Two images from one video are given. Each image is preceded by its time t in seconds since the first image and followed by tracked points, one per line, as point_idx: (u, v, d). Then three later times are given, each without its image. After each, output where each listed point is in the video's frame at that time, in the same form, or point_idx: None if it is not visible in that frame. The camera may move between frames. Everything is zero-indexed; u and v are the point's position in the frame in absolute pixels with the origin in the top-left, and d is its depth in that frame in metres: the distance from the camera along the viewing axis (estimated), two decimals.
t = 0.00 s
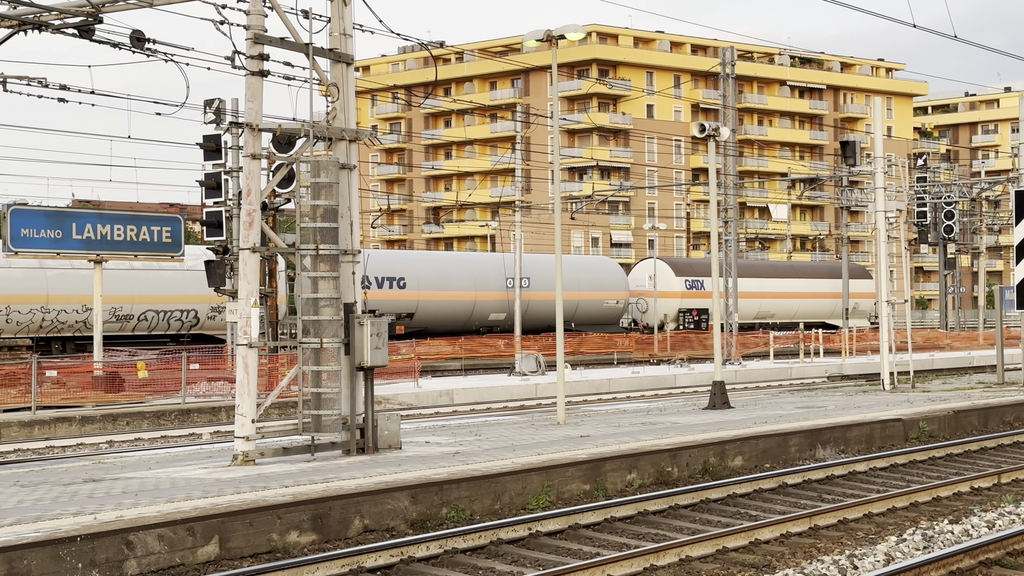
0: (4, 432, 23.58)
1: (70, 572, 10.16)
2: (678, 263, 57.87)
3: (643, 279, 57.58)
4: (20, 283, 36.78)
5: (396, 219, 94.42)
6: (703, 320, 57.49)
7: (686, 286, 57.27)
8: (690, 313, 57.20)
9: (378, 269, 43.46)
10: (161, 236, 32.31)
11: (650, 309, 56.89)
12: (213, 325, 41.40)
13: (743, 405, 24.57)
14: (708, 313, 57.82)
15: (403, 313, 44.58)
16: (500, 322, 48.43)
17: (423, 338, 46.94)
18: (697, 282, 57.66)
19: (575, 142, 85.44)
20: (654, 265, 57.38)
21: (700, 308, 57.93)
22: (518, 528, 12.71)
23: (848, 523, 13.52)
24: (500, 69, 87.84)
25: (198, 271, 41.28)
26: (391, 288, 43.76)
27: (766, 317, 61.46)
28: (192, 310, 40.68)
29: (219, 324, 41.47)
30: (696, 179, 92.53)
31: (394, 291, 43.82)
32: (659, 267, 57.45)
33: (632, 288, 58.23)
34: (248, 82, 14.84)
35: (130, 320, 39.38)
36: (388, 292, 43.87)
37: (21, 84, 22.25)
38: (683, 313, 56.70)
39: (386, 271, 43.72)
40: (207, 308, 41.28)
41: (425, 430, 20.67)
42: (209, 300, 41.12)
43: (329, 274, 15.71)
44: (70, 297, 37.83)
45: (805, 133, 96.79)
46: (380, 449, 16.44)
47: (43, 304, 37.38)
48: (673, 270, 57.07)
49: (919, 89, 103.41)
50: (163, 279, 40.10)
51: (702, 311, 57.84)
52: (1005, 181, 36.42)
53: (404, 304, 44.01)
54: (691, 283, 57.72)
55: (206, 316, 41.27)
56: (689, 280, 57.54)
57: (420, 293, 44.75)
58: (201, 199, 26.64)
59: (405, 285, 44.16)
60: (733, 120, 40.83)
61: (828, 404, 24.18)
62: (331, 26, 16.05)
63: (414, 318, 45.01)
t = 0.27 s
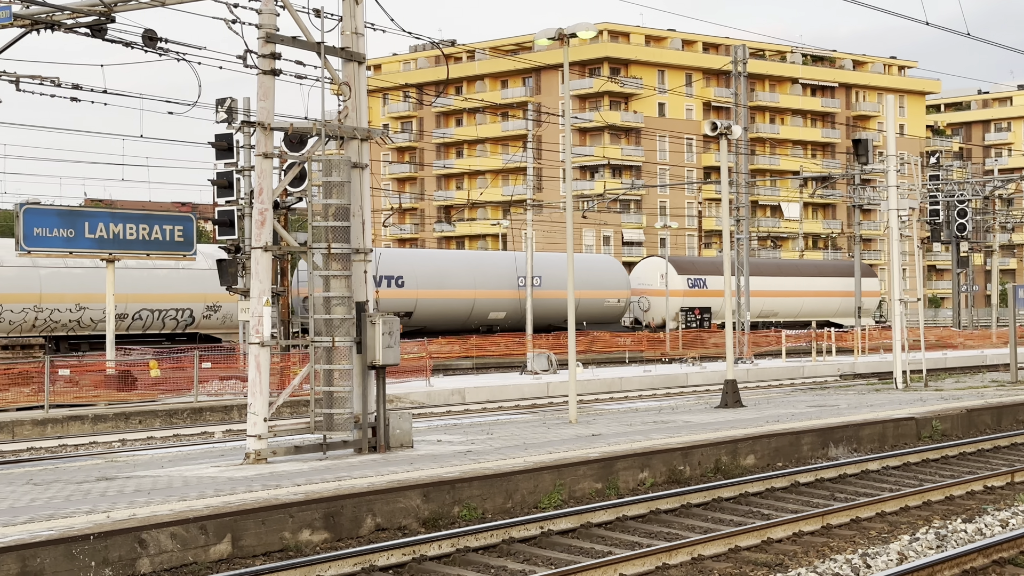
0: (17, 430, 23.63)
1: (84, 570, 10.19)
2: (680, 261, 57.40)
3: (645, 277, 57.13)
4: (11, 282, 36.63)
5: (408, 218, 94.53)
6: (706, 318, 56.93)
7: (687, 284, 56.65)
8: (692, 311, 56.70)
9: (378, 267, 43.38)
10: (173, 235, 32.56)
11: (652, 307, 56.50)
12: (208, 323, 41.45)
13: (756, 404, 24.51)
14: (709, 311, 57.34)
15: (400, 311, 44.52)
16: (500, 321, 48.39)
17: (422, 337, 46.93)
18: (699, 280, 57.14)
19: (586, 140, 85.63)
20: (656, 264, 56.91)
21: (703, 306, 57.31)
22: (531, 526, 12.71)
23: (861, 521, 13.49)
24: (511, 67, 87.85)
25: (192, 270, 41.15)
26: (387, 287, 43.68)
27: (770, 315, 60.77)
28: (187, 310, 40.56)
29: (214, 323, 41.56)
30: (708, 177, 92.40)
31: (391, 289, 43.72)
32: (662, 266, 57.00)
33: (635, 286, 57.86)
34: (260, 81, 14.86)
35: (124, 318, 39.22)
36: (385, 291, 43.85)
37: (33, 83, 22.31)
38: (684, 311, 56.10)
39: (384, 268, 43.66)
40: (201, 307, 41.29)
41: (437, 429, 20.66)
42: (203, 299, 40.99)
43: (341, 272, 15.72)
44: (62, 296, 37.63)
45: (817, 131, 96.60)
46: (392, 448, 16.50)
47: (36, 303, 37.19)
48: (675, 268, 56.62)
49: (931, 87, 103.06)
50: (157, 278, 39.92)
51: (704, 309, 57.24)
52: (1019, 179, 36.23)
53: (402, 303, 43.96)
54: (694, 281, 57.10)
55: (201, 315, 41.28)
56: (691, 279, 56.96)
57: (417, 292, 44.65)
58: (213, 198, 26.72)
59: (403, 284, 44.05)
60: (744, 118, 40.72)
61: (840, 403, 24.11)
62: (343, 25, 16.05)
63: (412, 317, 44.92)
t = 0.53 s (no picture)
0: (30, 429, 23.69)
1: (96, 569, 10.22)
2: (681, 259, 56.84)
3: (646, 276, 56.22)
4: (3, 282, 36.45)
5: (418, 217, 94.63)
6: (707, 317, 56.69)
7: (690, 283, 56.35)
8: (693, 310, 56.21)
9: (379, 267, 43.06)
10: (184, 234, 32.62)
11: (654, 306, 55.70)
12: (203, 323, 40.75)
13: (767, 403, 24.47)
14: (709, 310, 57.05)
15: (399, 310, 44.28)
16: (499, 319, 48.33)
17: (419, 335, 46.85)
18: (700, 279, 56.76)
19: (597, 139, 85.84)
20: (659, 262, 56.10)
21: (703, 306, 57.11)
22: (542, 526, 12.71)
23: (873, 521, 13.47)
24: (522, 66, 87.79)
25: (187, 269, 40.47)
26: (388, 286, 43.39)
27: (772, 314, 60.11)
28: (182, 310, 39.89)
29: (209, 322, 40.91)
30: (718, 176, 92.28)
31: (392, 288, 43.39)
32: (663, 264, 56.21)
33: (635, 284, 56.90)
34: (271, 80, 14.88)
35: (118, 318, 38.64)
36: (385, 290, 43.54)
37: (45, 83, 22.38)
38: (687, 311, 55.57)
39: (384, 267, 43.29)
40: (196, 306, 40.61)
41: (449, 428, 20.66)
42: (198, 299, 40.29)
43: (351, 272, 15.73)
44: (55, 295, 37.43)
45: (828, 130, 96.46)
46: (403, 447, 16.52)
47: (28, 302, 37.08)
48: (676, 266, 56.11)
49: (943, 86, 102.76)
50: (151, 277, 39.23)
51: (705, 308, 57.08)
52: None
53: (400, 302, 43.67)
54: (695, 280, 56.73)
55: (196, 315, 40.58)
56: (692, 278, 56.64)
57: (416, 290, 44.35)
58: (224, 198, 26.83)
59: (402, 282, 43.77)
60: (755, 117, 40.65)
61: (853, 402, 24.06)
62: (354, 25, 16.07)
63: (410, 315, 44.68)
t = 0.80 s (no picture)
0: (42, 428, 23.75)
1: (108, 568, 10.25)
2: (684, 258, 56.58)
3: (647, 275, 56.21)
4: None
5: (430, 216, 94.73)
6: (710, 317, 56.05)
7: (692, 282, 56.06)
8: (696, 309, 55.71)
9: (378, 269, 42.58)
10: (196, 234, 32.69)
11: (655, 305, 55.59)
12: (198, 323, 39.95)
13: (779, 402, 24.44)
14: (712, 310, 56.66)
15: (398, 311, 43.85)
16: (498, 318, 47.87)
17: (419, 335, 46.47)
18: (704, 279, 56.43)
19: (608, 138, 86.25)
20: (660, 261, 56.19)
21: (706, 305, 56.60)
22: (553, 525, 12.70)
23: (885, 520, 13.44)
24: (533, 65, 87.74)
25: (182, 268, 39.82)
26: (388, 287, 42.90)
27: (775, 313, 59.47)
28: (176, 309, 39.20)
29: (204, 322, 40.05)
30: (730, 175, 92.16)
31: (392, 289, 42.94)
32: (664, 263, 56.25)
33: (636, 284, 56.94)
34: (283, 80, 14.91)
35: (111, 317, 38.12)
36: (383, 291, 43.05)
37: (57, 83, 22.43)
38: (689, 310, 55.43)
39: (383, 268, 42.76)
40: (192, 306, 39.83)
41: (460, 427, 20.68)
42: (193, 298, 39.58)
43: (363, 271, 15.74)
44: (48, 295, 36.94)
45: (840, 129, 96.32)
46: (414, 446, 16.54)
47: (21, 302, 36.61)
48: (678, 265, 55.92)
49: (955, 84, 102.41)
50: (145, 276, 38.69)
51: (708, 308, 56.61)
52: None
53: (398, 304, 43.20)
54: (697, 280, 56.24)
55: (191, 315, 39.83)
56: (694, 277, 56.18)
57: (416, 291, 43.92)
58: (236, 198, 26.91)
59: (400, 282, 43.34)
60: (766, 116, 40.58)
61: (864, 401, 24.01)
62: (365, 24, 16.09)
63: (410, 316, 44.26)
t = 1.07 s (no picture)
0: (55, 428, 23.81)
1: (121, 567, 10.26)
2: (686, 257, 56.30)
3: (649, 274, 56.19)
4: None
5: (442, 216, 94.85)
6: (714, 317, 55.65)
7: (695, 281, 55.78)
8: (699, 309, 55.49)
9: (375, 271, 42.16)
10: (209, 234, 32.89)
11: (657, 305, 55.58)
12: (194, 323, 39.81)
13: (791, 402, 24.39)
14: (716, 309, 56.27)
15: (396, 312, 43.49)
16: (498, 319, 47.42)
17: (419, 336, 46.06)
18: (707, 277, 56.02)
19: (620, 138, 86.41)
20: (661, 260, 56.10)
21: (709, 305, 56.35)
22: (565, 525, 12.69)
23: (898, 520, 13.41)
24: (545, 65, 87.72)
25: (178, 267, 39.63)
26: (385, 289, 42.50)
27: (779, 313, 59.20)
28: (172, 310, 38.99)
29: (200, 322, 39.92)
30: (742, 174, 92.08)
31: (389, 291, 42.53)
32: (666, 263, 56.21)
33: (639, 283, 57.00)
34: (295, 80, 14.92)
35: (106, 317, 37.97)
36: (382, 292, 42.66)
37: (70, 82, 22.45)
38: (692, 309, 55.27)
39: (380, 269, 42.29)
40: (188, 306, 39.67)
41: (472, 427, 20.69)
42: (189, 298, 39.39)
43: (375, 271, 15.75)
44: (41, 295, 36.70)
45: (853, 128, 96.14)
46: (426, 446, 16.55)
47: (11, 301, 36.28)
48: (680, 264, 55.67)
49: (969, 83, 101.97)
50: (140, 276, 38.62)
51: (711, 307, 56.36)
52: None
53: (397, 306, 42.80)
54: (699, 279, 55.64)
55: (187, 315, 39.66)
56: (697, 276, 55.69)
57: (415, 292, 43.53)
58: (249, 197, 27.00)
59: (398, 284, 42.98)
60: (780, 115, 40.47)
61: (876, 401, 23.97)
62: (376, 24, 16.07)
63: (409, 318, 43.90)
